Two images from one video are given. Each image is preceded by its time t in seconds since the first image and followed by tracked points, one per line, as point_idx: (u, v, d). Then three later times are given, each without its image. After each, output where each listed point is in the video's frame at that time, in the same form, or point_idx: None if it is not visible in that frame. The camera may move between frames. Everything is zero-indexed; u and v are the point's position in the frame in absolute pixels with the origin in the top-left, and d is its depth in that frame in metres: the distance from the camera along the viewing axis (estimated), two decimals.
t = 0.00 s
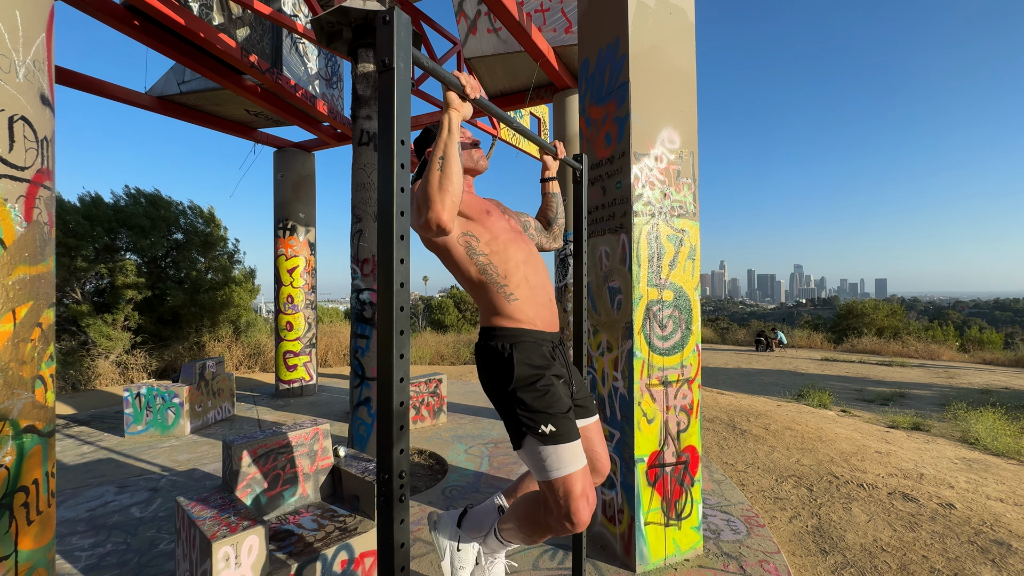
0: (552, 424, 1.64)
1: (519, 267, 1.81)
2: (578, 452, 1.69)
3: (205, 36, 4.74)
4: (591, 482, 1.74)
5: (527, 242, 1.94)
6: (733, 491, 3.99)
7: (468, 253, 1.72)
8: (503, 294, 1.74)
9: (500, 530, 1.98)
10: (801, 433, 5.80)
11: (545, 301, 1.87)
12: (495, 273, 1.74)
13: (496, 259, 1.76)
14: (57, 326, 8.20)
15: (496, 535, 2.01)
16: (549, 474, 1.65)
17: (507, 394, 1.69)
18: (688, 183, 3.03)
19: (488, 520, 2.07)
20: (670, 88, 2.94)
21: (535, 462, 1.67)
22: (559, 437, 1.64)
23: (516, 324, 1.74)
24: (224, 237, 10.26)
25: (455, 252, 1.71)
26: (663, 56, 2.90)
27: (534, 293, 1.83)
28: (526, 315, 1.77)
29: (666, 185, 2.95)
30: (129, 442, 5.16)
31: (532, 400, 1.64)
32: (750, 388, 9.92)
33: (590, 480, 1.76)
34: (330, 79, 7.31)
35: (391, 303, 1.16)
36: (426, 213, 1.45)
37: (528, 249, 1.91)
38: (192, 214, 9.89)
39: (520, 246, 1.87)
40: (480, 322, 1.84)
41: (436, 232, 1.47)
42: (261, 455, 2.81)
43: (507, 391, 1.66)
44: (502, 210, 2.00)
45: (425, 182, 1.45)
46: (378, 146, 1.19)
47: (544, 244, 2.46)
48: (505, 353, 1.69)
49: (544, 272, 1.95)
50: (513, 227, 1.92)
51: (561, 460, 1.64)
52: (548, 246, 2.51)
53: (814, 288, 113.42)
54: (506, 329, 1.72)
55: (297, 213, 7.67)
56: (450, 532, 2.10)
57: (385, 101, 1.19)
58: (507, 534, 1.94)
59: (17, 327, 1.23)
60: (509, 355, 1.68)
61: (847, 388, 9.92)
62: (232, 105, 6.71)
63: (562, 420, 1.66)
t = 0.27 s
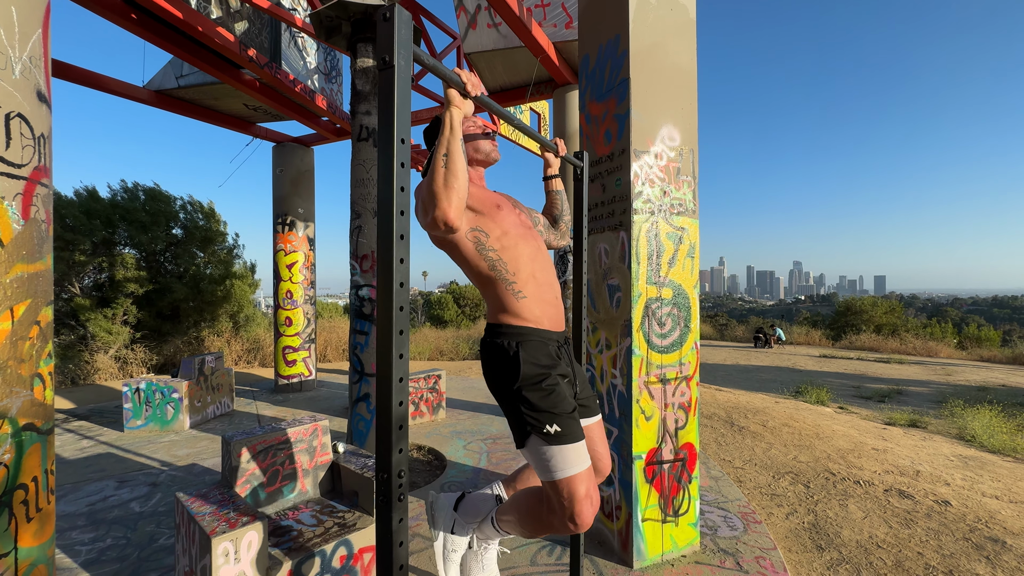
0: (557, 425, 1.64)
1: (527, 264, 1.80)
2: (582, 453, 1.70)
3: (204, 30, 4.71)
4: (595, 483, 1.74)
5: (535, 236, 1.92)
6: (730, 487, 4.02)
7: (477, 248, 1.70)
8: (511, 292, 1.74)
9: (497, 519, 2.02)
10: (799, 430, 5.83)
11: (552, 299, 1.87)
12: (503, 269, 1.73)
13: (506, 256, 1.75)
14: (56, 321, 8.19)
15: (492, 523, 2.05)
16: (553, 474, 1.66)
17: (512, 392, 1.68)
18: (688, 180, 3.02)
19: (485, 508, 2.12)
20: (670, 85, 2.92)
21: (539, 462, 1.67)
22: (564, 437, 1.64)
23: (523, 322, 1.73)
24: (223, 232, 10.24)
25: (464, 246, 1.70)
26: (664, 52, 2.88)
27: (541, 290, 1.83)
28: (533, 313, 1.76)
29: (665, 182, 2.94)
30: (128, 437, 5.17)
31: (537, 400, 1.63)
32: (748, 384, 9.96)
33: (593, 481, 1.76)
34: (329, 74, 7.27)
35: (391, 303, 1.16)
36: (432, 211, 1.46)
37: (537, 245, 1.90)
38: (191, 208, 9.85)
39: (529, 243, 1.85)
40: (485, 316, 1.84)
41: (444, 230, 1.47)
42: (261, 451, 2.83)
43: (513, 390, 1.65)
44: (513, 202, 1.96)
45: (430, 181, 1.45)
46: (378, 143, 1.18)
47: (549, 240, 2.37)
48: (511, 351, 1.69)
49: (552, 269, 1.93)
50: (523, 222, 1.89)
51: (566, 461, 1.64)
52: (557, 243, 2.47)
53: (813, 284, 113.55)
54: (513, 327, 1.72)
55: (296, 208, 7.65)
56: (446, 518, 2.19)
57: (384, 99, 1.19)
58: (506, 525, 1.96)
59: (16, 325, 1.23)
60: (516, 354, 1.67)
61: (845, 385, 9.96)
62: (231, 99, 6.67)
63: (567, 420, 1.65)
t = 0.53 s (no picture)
0: (568, 487, 1.63)
1: (542, 312, 1.78)
2: (590, 517, 1.70)
3: (204, 26, 4.69)
4: (601, 545, 1.74)
5: (548, 280, 1.91)
6: (728, 485, 4.03)
7: (493, 293, 1.68)
8: (526, 343, 1.72)
9: (501, 567, 2.00)
10: (797, 428, 5.84)
11: (565, 346, 1.85)
12: (519, 318, 1.71)
13: (521, 304, 1.73)
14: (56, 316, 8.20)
15: (495, 568, 2.02)
16: (560, 536, 1.66)
17: (523, 448, 1.68)
18: (688, 179, 3.02)
19: (489, 553, 2.09)
20: (671, 84, 2.92)
21: (546, 522, 1.67)
22: (572, 500, 1.64)
23: (538, 375, 1.72)
24: (223, 228, 10.23)
25: (479, 291, 1.68)
26: (665, 51, 2.88)
27: (555, 339, 1.82)
28: (547, 364, 1.75)
29: (665, 181, 2.94)
30: (128, 433, 5.19)
31: (548, 459, 1.63)
32: (748, 382, 9.98)
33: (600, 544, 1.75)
34: (329, 70, 7.25)
35: (391, 302, 1.16)
36: (446, 208, 1.42)
37: (550, 289, 1.88)
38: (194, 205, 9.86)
39: (542, 288, 1.83)
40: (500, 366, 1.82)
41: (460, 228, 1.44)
42: (261, 447, 2.84)
43: (524, 447, 1.65)
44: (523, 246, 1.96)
45: (439, 181, 1.43)
46: (379, 143, 1.18)
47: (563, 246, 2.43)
48: (524, 408, 1.67)
49: (564, 314, 1.92)
50: (535, 266, 1.88)
51: (574, 524, 1.64)
52: (566, 244, 2.49)
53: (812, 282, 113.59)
54: (527, 381, 1.70)
55: (295, 205, 7.64)
56: (451, 563, 2.16)
57: (385, 99, 1.19)
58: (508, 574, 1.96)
59: (16, 324, 1.24)
60: (528, 411, 1.66)
61: (844, 384, 9.98)
62: (230, 96, 6.66)
63: (577, 483, 1.65)
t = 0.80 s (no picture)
0: (573, 526, 1.65)
1: (544, 346, 1.78)
2: (597, 553, 1.70)
3: (205, 23, 4.70)
4: None
5: (551, 310, 1.90)
6: (727, 483, 4.04)
7: (495, 326, 1.68)
8: (528, 379, 1.72)
9: None
10: (797, 427, 5.85)
11: (567, 381, 1.85)
12: (521, 353, 1.71)
13: (523, 338, 1.72)
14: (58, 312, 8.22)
15: None
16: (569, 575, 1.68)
17: (528, 488, 1.69)
18: (688, 177, 3.02)
19: None
20: (671, 81, 2.92)
21: (555, 559, 1.70)
22: (579, 539, 1.65)
23: (539, 414, 1.72)
24: (225, 225, 10.24)
25: (482, 322, 1.67)
26: (665, 49, 2.88)
27: (557, 374, 1.81)
28: (547, 402, 1.75)
29: (665, 179, 2.94)
30: (129, 429, 5.21)
31: (553, 499, 1.64)
32: (748, 381, 9.98)
33: None
34: (330, 68, 7.25)
35: (389, 299, 1.17)
36: (445, 210, 1.40)
37: (552, 321, 1.87)
38: (196, 202, 9.88)
39: (545, 320, 1.82)
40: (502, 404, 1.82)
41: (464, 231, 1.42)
42: (261, 444, 2.86)
43: (528, 488, 1.66)
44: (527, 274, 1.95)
45: (439, 182, 1.44)
46: (377, 138, 1.19)
47: (561, 248, 2.38)
48: (526, 447, 1.69)
49: (567, 346, 1.91)
50: (539, 296, 1.87)
51: (582, 564, 1.66)
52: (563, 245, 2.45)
53: (813, 282, 113.50)
54: (529, 421, 1.71)
55: (296, 203, 7.65)
56: None
57: (385, 95, 1.19)
58: None
59: (17, 318, 1.24)
60: (530, 451, 1.67)
61: (844, 383, 9.98)
62: (231, 93, 6.66)
63: (582, 522, 1.65)
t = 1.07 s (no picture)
0: (570, 557, 1.65)
1: (547, 372, 1.77)
2: None
3: (206, 21, 4.71)
4: None
5: (555, 334, 1.89)
6: (728, 481, 4.05)
7: (501, 351, 1.66)
8: (529, 405, 1.71)
9: None
10: (797, 425, 5.85)
11: (568, 408, 1.84)
12: (525, 378, 1.70)
13: (528, 362, 1.71)
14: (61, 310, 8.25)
15: None
16: None
17: (527, 518, 1.70)
18: (689, 175, 3.02)
19: None
20: (672, 79, 2.92)
21: None
22: (576, 570, 1.66)
23: (538, 443, 1.72)
24: (227, 224, 10.26)
25: (488, 345, 1.65)
26: (667, 46, 2.88)
27: (559, 401, 1.80)
28: (547, 430, 1.74)
29: (666, 177, 2.95)
30: (132, 426, 5.23)
31: (550, 530, 1.65)
32: (749, 380, 9.98)
33: None
34: (332, 66, 7.26)
35: (391, 294, 1.17)
36: (448, 210, 1.41)
37: (556, 344, 1.87)
38: (199, 200, 9.91)
39: (549, 346, 1.82)
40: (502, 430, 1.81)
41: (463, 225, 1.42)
42: (263, 440, 2.86)
43: (526, 518, 1.67)
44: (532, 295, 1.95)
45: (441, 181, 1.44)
46: (379, 134, 1.19)
47: (558, 250, 2.39)
48: (524, 477, 1.69)
49: (570, 371, 1.90)
50: (545, 318, 1.87)
51: None
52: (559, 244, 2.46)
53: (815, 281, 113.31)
54: (528, 451, 1.71)
55: (298, 201, 7.66)
56: None
57: (387, 91, 1.20)
58: None
59: (22, 313, 1.25)
60: (529, 481, 1.67)
61: (845, 382, 9.97)
62: (233, 91, 6.67)
63: (580, 554, 1.66)
